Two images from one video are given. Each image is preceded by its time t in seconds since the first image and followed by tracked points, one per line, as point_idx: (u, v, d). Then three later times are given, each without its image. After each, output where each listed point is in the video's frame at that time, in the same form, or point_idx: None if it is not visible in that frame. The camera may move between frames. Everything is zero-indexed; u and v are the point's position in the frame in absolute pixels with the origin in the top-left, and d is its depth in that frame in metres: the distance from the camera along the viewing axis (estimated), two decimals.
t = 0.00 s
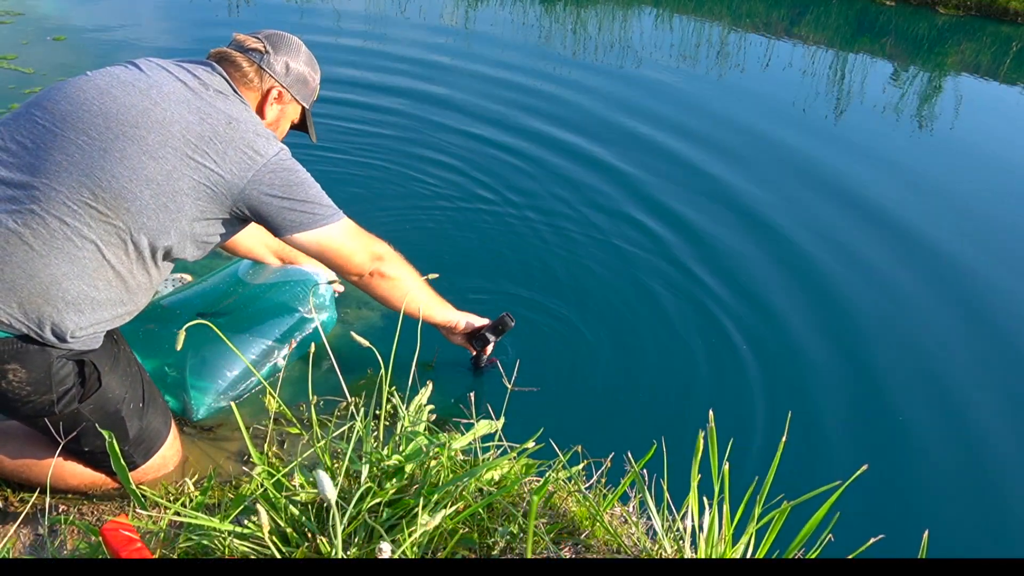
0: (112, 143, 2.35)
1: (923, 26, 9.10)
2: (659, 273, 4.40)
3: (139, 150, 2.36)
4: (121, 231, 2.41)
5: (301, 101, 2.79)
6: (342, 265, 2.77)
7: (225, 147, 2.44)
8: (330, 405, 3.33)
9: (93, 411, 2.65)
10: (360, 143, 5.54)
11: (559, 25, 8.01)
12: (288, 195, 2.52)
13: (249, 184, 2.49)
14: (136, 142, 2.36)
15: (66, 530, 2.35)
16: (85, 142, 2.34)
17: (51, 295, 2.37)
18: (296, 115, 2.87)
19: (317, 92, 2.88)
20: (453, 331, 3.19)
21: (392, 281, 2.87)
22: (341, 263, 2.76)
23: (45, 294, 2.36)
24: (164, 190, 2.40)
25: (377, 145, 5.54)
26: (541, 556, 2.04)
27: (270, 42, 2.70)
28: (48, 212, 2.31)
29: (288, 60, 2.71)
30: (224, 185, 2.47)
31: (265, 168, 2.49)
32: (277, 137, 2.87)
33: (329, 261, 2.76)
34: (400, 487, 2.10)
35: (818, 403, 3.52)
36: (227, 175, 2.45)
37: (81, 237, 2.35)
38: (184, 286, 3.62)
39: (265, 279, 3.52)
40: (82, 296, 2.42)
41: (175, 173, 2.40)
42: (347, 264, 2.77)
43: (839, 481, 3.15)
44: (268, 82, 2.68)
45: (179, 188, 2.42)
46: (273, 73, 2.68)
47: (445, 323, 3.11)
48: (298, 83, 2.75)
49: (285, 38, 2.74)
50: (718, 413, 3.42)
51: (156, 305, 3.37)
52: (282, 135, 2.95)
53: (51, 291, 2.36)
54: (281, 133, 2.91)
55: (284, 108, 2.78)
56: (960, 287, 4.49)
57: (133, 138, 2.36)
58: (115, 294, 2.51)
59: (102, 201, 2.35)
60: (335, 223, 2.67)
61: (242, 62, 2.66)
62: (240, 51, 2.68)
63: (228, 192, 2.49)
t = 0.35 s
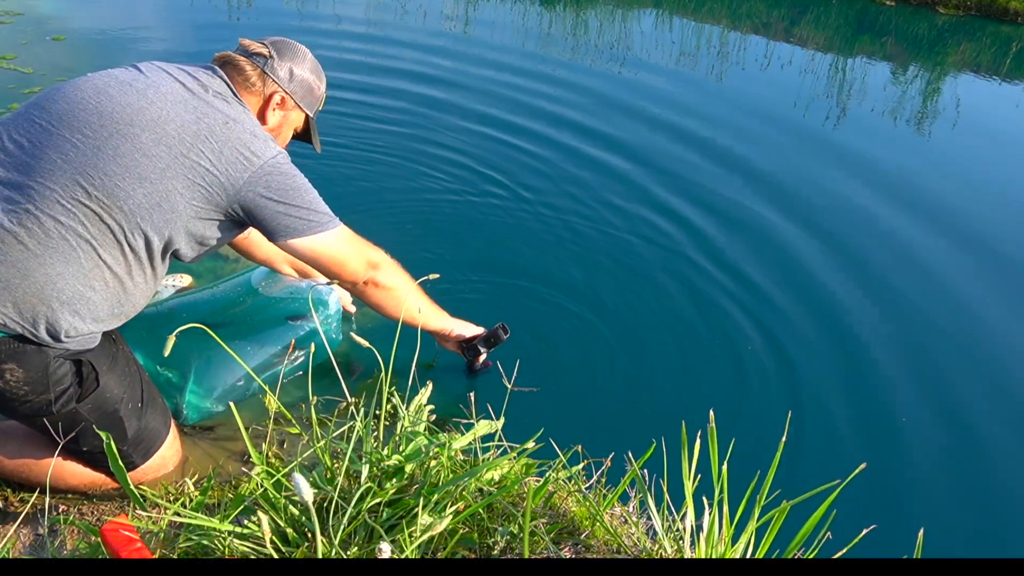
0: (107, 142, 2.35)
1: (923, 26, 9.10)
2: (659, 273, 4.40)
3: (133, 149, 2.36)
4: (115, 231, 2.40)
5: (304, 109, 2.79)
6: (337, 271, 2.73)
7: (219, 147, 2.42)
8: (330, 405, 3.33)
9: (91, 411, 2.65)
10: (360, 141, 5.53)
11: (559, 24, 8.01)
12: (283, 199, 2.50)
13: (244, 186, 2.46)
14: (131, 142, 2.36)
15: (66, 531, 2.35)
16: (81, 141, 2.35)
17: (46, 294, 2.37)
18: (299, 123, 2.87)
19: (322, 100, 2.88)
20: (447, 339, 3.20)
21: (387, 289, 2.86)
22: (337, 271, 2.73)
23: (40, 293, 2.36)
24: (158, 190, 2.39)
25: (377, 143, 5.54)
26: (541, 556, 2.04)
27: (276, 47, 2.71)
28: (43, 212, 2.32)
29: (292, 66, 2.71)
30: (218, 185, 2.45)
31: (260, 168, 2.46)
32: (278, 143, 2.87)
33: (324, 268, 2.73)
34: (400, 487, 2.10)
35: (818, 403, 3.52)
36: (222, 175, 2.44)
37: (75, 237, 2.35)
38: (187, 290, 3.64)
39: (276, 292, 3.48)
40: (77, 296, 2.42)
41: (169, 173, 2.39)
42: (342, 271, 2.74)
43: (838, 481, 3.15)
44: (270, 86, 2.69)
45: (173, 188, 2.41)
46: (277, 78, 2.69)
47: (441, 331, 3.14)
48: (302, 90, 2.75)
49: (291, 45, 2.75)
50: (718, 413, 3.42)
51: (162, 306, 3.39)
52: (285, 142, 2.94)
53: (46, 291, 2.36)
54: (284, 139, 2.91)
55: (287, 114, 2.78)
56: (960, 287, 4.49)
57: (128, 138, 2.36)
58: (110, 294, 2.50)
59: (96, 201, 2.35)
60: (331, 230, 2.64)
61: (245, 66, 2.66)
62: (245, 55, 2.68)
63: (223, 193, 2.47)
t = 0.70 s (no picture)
0: (106, 142, 2.36)
1: (923, 26, 9.10)
2: (659, 273, 4.40)
3: (132, 150, 2.37)
4: (113, 232, 2.40)
5: (309, 117, 2.79)
6: (334, 276, 2.72)
7: (218, 149, 2.42)
8: (330, 405, 3.33)
9: (90, 410, 2.65)
10: (360, 142, 5.54)
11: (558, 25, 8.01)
12: (282, 203, 2.50)
13: (242, 189, 2.46)
14: (130, 143, 2.36)
15: (66, 531, 2.35)
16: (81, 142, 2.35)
17: (44, 294, 2.36)
18: (304, 130, 2.87)
19: (329, 108, 2.88)
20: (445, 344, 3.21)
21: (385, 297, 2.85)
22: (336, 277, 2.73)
23: (38, 293, 2.35)
24: (158, 192, 2.39)
25: (376, 143, 5.54)
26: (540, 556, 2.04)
27: (284, 54, 2.72)
28: (41, 211, 2.32)
29: (298, 72, 2.72)
30: (217, 188, 2.44)
31: (258, 172, 2.46)
32: (281, 148, 2.87)
33: (323, 275, 2.73)
34: (399, 488, 2.10)
35: (818, 403, 3.52)
36: (221, 178, 2.43)
37: (73, 237, 2.35)
38: (187, 291, 3.65)
39: (275, 291, 3.53)
40: (75, 297, 2.42)
41: (168, 175, 2.39)
42: (341, 278, 2.74)
43: (839, 482, 3.15)
44: (275, 93, 2.69)
45: (171, 190, 2.41)
46: (282, 85, 2.69)
47: (437, 335, 3.14)
48: (308, 98, 2.76)
49: (300, 53, 2.76)
50: (718, 413, 3.42)
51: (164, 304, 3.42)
52: (289, 148, 2.95)
53: (44, 291, 2.36)
54: (287, 145, 2.91)
55: (291, 121, 2.79)
56: (960, 287, 4.49)
57: (127, 140, 2.36)
58: (108, 295, 2.51)
59: (95, 202, 2.35)
60: (330, 238, 2.65)
61: (251, 72, 2.67)
62: (251, 61, 2.69)
63: (221, 196, 2.46)
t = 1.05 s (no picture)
0: (107, 143, 2.36)
1: (924, 26, 9.11)
2: (658, 274, 4.41)
3: (132, 151, 2.37)
4: (111, 232, 2.40)
5: (310, 122, 2.79)
6: (331, 279, 2.72)
7: (218, 152, 2.42)
8: (330, 405, 3.33)
9: (88, 409, 2.65)
10: (360, 142, 5.54)
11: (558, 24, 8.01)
12: (279, 207, 2.50)
13: (240, 192, 2.46)
14: (131, 144, 2.37)
15: (66, 532, 2.35)
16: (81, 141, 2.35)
17: (41, 293, 2.36)
18: (305, 136, 2.87)
19: (330, 114, 2.89)
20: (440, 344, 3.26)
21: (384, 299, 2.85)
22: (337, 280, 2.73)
23: (36, 291, 2.35)
24: (156, 193, 2.40)
25: (376, 143, 5.55)
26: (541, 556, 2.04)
27: (285, 61, 2.72)
28: (40, 210, 2.32)
29: (299, 78, 2.72)
30: (216, 191, 2.45)
31: (257, 175, 2.47)
32: (282, 154, 2.87)
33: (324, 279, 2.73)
34: (400, 487, 2.10)
35: (818, 403, 3.52)
36: (220, 180, 2.43)
37: (71, 236, 2.36)
38: (188, 289, 3.66)
39: (277, 291, 3.52)
40: (73, 296, 2.42)
41: (167, 176, 2.39)
42: (341, 281, 2.74)
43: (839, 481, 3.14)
44: (276, 99, 2.69)
45: (170, 191, 2.41)
46: (283, 91, 2.70)
47: (433, 335, 3.15)
48: (309, 104, 2.76)
49: (302, 59, 2.77)
50: (718, 413, 3.41)
51: (167, 302, 3.43)
52: (290, 154, 2.95)
53: (42, 290, 2.36)
54: (289, 151, 2.92)
55: (292, 127, 2.79)
56: (961, 287, 4.49)
57: (128, 141, 2.37)
58: (105, 295, 2.51)
59: (95, 201, 2.35)
60: (330, 241, 2.65)
61: (252, 78, 2.67)
62: (252, 67, 2.69)
63: (219, 198, 2.46)
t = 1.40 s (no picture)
0: (113, 143, 2.36)
1: (923, 27, 9.11)
2: (658, 274, 4.40)
3: (138, 152, 2.37)
4: (115, 232, 2.40)
5: (315, 125, 2.79)
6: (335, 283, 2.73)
7: (222, 155, 2.42)
8: (330, 405, 3.33)
9: (88, 406, 2.64)
10: (360, 142, 5.54)
11: (558, 24, 8.01)
12: (282, 209, 2.50)
13: (244, 194, 2.46)
14: (136, 146, 2.37)
15: (66, 533, 2.36)
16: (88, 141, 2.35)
17: (44, 290, 2.36)
18: (311, 138, 2.87)
19: (335, 117, 2.89)
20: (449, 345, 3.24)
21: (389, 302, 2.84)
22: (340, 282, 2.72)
23: (38, 289, 2.35)
24: (160, 194, 2.40)
25: (376, 143, 5.55)
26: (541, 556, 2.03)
27: (288, 64, 2.72)
28: (45, 208, 2.32)
29: (302, 81, 2.72)
30: (219, 193, 2.44)
31: (260, 178, 2.46)
32: (288, 157, 2.87)
33: (327, 280, 2.72)
34: (399, 488, 2.10)
35: (818, 404, 3.51)
36: (223, 182, 2.43)
37: (75, 235, 2.36)
38: (192, 289, 3.66)
39: (279, 290, 3.51)
40: (75, 295, 2.42)
41: (172, 177, 2.39)
42: (344, 283, 2.74)
43: (839, 482, 3.14)
44: (280, 102, 2.69)
45: (174, 193, 2.41)
46: (286, 93, 2.70)
47: (439, 338, 3.15)
48: (313, 106, 2.76)
49: (305, 61, 2.76)
50: (718, 413, 3.42)
51: (168, 301, 3.43)
52: (295, 156, 2.95)
53: (46, 288, 2.36)
54: (294, 154, 2.92)
55: (296, 129, 2.79)
56: (960, 288, 4.49)
57: (133, 142, 2.37)
58: (107, 294, 2.51)
59: (99, 201, 2.36)
60: (334, 243, 2.64)
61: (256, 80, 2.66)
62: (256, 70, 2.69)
63: (223, 200, 2.46)
